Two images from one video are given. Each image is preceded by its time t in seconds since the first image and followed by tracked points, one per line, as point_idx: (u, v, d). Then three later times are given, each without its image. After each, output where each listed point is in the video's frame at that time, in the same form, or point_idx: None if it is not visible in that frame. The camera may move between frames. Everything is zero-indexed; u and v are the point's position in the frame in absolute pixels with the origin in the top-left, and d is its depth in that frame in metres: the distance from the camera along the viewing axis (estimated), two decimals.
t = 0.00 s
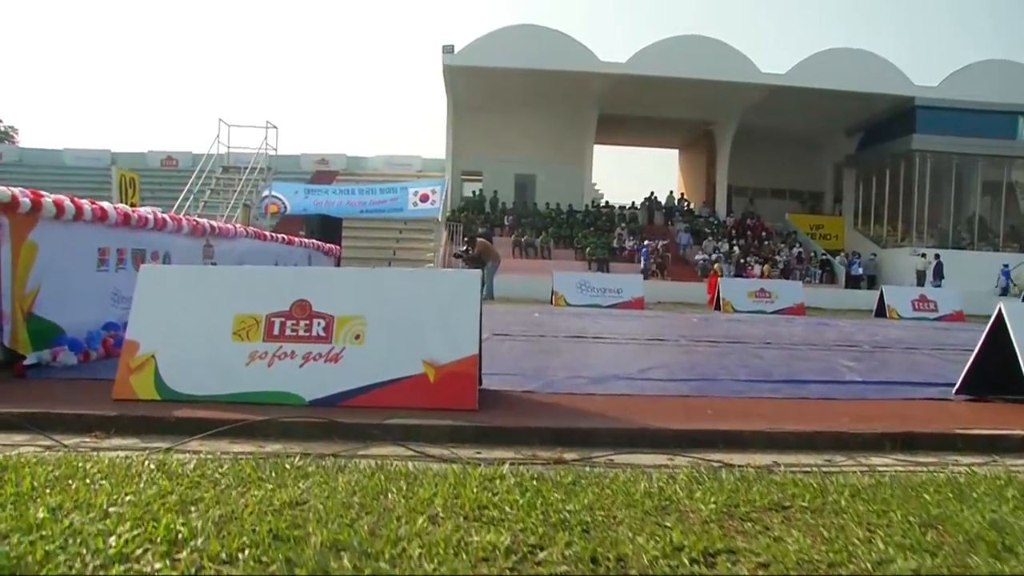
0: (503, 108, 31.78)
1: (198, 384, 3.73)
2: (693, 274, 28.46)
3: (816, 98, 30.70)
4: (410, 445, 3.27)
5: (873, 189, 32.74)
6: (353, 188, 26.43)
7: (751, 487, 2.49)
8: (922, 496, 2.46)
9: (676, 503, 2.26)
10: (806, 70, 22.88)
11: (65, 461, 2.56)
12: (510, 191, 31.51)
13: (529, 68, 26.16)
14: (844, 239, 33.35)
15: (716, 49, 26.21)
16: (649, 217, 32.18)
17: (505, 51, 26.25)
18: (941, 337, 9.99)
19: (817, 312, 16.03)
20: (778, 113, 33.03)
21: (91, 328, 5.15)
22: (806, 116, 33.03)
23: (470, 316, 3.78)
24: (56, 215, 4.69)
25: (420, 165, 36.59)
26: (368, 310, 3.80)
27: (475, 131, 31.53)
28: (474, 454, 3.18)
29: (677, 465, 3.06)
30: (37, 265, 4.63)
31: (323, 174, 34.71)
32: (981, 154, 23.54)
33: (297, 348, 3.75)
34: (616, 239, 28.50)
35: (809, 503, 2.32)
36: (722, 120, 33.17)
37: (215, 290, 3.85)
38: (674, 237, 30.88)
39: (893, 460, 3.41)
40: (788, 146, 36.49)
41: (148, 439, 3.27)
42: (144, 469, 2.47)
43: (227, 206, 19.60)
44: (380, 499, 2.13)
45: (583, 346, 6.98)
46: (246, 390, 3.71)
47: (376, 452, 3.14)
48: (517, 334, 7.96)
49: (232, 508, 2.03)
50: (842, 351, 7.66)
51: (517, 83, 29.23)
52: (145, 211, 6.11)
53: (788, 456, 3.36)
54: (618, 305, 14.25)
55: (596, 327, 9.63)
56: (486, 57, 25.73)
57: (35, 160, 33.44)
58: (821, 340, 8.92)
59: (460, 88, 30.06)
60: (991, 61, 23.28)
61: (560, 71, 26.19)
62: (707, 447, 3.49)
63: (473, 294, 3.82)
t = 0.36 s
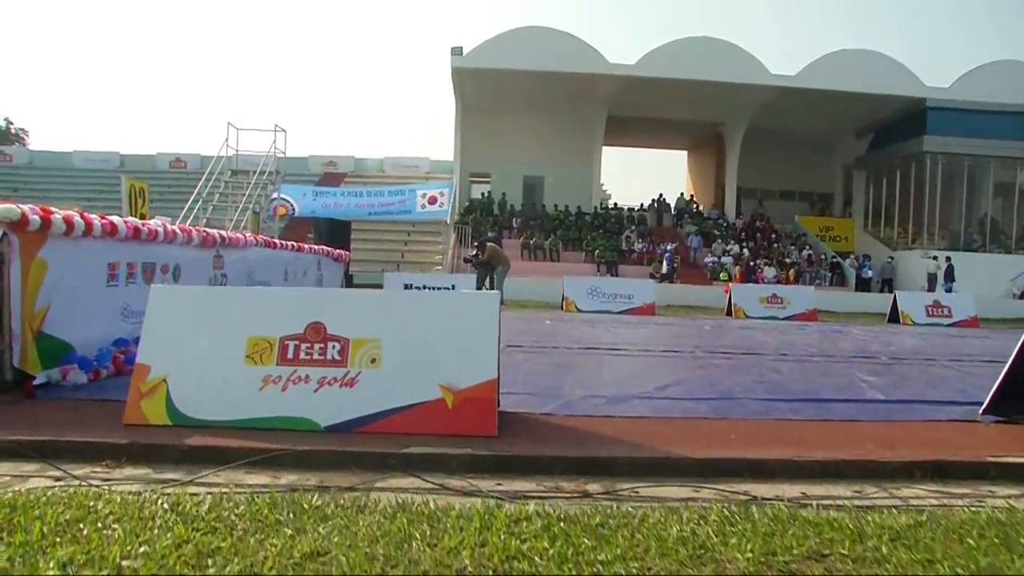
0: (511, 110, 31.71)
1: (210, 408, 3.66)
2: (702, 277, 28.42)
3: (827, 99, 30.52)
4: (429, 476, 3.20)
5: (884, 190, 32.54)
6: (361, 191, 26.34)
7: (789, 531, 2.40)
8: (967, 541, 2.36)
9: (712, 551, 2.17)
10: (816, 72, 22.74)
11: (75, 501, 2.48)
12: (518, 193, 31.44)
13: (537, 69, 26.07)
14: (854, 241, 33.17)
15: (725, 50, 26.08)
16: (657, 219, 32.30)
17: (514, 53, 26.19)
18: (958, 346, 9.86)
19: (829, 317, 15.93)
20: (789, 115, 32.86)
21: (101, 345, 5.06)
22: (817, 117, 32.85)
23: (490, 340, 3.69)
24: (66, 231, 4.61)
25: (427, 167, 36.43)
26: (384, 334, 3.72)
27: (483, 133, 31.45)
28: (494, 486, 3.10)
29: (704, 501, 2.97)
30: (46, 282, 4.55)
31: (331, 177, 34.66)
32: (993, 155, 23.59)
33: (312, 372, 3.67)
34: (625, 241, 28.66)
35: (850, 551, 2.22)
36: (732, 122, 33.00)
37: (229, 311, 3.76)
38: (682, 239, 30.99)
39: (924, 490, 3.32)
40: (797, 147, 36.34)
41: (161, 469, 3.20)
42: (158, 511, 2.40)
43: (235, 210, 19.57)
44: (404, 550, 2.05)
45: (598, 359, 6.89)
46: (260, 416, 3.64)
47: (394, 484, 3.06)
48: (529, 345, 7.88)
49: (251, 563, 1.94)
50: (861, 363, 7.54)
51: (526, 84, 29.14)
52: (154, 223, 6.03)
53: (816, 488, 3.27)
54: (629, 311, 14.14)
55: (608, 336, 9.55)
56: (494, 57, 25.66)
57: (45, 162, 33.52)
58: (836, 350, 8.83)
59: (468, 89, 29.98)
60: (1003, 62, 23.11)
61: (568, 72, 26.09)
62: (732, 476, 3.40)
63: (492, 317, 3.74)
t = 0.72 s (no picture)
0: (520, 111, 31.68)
1: (223, 436, 3.57)
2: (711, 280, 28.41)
3: (836, 101, 30.33)
4: (450, 510, 3.11)
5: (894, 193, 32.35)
6: (369, 193, 26.30)
7: None
8: None
9: None
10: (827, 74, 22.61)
11: (87, 546, 2.40)
12: (527, 195, 31.52)
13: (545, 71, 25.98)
14: (864, 243, 32.96)
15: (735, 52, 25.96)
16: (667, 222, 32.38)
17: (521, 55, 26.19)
18: (976, 356, 9.73)
19: (841, 323, 15.81)
20: (798, 116, 32.71)
21: (111, 365, 4.98)
22: (827, 119, 32.69)
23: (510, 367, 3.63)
24: (76, 250, 4.54)
25: (436, 169, 36.30)
26: (402, 359, 3.64)
27: (492, 135, 31.52)
28: (517, 521, 3.02)
29: (735, 540, 2.88)
30: (56, 302, 4.47)
31: (338, 180, 34.60)
32: (1006, 156, 23.36)
33: (328, 399, 3.59)
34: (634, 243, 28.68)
35: None
36: (741, 124, 32.85)
37: (242, 335, 3.69)
38: (692, 241, 31.02)
39: (960, 525, 3.22)
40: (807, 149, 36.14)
41: (174, 502, 3.11)
42: (172, 558, 2.31)
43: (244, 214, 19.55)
44: None
45: (614, 373, 6.79)
46: (275, 444, 3.55)
47: (414, 520, 2.98)
48: (543, 357, 7.79)
49: None
50: (880, 377, 7.43)
51: (535, 85, 29.10)
52: (164, 236, 5.94)
53: (849, 523, 3.17)
54: (640, 318, 14.03)
55: (623, 345, 9.46)
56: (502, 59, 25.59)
57: (54, 165, 33.59)
58: (854, 361, 8.71)
59: (476, 90, 29.95)
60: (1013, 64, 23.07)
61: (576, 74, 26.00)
62: (762, 509, 3.30)
63: (512, 343, 3.67)
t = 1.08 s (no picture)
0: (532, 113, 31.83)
1: (238, 466, 3.49)
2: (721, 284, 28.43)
3: (847, 103, 30.11)
4: (472, 547, 3.03)
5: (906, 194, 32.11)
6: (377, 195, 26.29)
7: None
8: None
9: None
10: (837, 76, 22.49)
11: None
12: (536, 198, 31.78)
13: (551, 73, 25.91)
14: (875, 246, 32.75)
15: (744, 54, 25.83)
16: (677, 225, 32.44)
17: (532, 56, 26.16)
18: (995, 367, 9.59)
19: (855, 329, 15.66)
20: (808, 118, 32.57)
21: (123, 385, 4.88)
22: (837, 121, 32.53)
23: (531, 396, 3.54)
24: (87, 270, 4.47)
25: (444, 171, 36.17)
26: (420, 389, 3.56)
27: (502, 138, 31.78)
28: (541, 560, 2.94)
29: None
30: (68, 324, 4.40)
31: (347, 183, 34.56)
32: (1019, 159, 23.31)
33: (346, 429, 3.50)
34: (643, 245, 28.56)
35: None
36: (751, 126, 32.70)
37: (257, 361, 3.61)
38: (700, 244, 31.04)
39: (1000, 563, 3.11)
40: (818, 150, 35.92)
41: (189, 539, 3.03)
42: None
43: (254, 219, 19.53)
44: None
45: (631, 389, 6.70)
46: (291, 475, 3.46)
47: (435, 560, 2.89)
48: (558, 370, 7.70)
49: None
50: (901, 390, 7.31)
51: (543, 86, 29.12)
52: (175, 251, 5.86)
53: (884, 562, 3.07)
54: (652, 325, 13.91)
55: (638, 357, 9.36)
56: (508, 61, 25.55)
57: (65, 168, 33.70)
58: (872, 372, 8.60)
59: (484, 91, 30.06)
60: None
61: (584, 75, 25.90)
62: (793, 545, 3.20)
63: (532, 371, 3.59)
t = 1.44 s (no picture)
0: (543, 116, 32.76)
1: (253, 500, 3.39)
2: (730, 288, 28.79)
3: (856, 106, 30.12)
4: None
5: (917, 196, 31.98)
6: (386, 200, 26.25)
7: None
8: None
9: None
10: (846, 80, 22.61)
11: None
12: (546, 199, 32.67)
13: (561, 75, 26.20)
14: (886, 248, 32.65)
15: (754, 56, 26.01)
16: (686, 228, 32.65)
17: (543, 58, 28.12)
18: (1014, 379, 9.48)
19: (869, 336, 15.49)
20: (818, 121, 32.55)
21: (135, 407, 4.81)
22: (846, 123, 32.51)
23: (554, 428, 3.45)
24: (99, 291, 4.39)
25: (453, 174, 36.24)
26: (441, 421, 3.48)
27: (512, 140, 32.63)
28: None
29: None
30: (79, 348, 4.32)
31: (356, 186, 34.70)
32: None
33: (365, 462, 3.42)
34: (654, 249, 29.55)
35: None
36: (761, 128, 32.70)
37: (274, 390, 3.53)
38: (711, 247, 31.22)
39: None
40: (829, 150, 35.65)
41: None
42: None
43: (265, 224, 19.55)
44: None
45: (648, 407, 6.60)
46: (308, 509, 3.37)
47: None
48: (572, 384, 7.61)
49: None
50: (922, 406, 7.19)
51: (553, 87, 29.57)
52: (186, 267, 5.78)
53: None
54: (665, 332, 13.82)
55: (653, 368, 9.24)
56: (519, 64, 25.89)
57: (76, 171, 33.88)
58: (892, 385, 8.46)
59: (494, 92, 30.56)
60: None
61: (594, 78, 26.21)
62: None
63: (555, 401, 3.50)
